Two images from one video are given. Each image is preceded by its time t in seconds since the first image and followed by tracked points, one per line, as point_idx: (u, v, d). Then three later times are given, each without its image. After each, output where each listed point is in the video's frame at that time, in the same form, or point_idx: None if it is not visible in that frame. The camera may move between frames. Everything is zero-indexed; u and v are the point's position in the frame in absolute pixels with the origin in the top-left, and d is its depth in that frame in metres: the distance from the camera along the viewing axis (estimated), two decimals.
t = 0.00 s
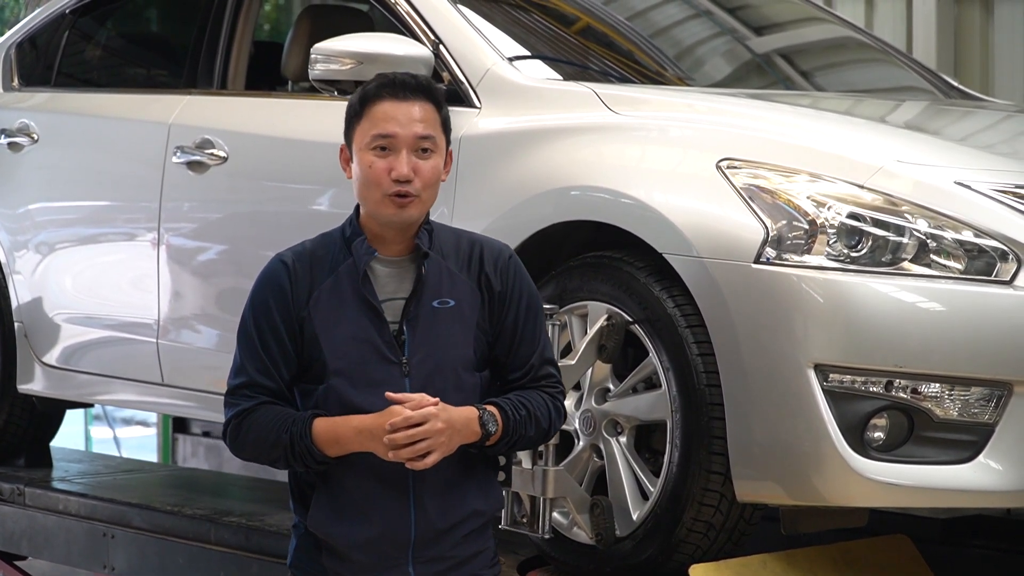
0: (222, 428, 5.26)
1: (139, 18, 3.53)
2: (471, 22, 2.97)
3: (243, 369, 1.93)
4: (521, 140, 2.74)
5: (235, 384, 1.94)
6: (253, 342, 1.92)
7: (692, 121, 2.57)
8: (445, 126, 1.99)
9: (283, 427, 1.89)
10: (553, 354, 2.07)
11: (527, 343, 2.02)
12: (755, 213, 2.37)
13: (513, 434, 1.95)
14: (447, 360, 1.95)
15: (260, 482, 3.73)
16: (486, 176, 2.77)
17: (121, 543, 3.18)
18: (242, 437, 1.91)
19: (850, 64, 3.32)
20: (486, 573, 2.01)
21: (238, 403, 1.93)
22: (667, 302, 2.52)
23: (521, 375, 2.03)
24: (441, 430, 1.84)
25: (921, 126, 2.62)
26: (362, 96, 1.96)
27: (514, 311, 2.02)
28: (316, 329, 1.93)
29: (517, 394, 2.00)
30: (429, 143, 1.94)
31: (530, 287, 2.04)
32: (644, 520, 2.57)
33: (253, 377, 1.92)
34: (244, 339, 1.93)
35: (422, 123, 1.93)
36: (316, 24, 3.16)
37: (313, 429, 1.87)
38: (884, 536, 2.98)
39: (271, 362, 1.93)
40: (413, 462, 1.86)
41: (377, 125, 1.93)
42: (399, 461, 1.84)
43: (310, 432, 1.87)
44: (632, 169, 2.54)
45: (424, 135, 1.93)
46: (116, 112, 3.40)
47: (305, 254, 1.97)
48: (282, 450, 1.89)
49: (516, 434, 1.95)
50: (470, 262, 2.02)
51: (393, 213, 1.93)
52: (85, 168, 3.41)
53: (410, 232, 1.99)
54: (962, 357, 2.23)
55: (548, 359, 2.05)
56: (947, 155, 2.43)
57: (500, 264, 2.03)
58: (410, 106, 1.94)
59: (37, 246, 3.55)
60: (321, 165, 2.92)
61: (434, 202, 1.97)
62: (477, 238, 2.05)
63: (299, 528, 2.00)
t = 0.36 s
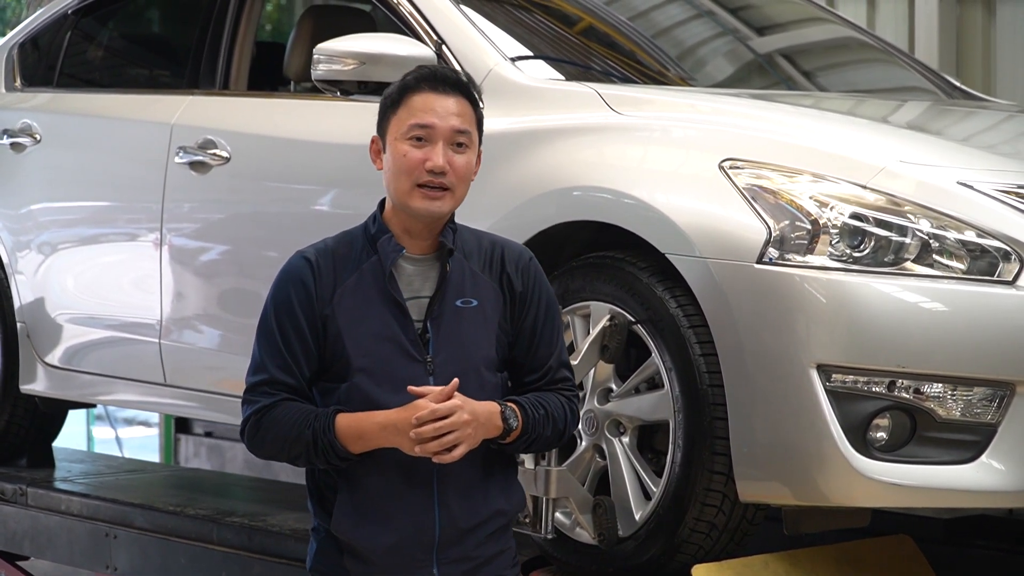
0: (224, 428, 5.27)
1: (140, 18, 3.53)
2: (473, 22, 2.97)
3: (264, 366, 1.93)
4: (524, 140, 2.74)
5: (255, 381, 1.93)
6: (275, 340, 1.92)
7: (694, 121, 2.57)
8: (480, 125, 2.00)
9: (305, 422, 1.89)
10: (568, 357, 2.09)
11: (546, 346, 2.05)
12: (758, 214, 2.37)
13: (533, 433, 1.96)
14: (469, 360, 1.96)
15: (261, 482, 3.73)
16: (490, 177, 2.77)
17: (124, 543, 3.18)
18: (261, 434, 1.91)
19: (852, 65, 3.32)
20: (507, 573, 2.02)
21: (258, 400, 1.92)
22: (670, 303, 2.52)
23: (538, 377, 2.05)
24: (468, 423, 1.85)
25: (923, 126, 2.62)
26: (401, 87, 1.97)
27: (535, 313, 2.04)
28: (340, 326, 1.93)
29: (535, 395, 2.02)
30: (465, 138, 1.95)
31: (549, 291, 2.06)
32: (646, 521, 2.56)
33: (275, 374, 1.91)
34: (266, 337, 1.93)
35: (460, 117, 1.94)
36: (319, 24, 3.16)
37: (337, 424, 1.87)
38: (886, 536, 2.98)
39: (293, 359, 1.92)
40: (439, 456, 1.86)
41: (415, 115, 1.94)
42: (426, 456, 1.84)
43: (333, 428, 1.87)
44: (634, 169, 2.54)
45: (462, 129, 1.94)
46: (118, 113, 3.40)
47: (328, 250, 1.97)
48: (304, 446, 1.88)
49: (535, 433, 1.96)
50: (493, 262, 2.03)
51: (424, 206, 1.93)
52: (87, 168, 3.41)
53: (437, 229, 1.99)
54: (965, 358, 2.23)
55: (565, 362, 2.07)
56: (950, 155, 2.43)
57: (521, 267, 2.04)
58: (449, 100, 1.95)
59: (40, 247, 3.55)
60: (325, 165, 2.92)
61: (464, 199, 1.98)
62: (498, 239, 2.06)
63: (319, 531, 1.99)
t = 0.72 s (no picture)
0: (223, 428, 5.27)
1: (139, 19, 3.53)
2: (472, 22, 2.97)
3: (272, 367, 1.92)
4: (523, 141, 2.74)
5: (263, 382, 1.93)
6: (283, 340, 1.91)
7: (693, 121, 2.57)
8: (484, 125, 2.00)
9: (315, 426, 1.88)
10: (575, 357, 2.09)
11: (555, 344, 2.05)
12: (757, 214, 2.37)
13: (543, 435, 1.96)
14: (477, 359, 1.96)
15: (260, 483, 3.73)
16: (490, 177, 2.77)
17: (123, 545, 3.18)
18: (271, 437, 1.90)
19: (852, 65, 3.32)
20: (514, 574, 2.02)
21: (267, 402, 1.92)
22: (669, 304, 2.52)
23: (548, 376, 2.05)
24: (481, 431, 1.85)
25: (922, 126, 2.62)
26: (404, 89, 1.97)
27: (544, 312, 2.04)
28: (348, 325, 1.93)
29: (545, 394, 2.02)
30: (470, 138, 1.95)
31: (557, 290, 2.06)
32: (645, 522, 2.56)
33: (282, 375, 1.91)
34: (274, 338, 1.92)
35: (464, 118, 1.94)
36: (317, 25, 3.16)
37: (347, 428, 1.87)
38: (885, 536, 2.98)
39: (301, 360, 1.92)
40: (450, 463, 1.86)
41: (419, 117, 1.94)
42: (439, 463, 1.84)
43: (344, 432, 1.87)
44: (633, 170, 2.54)
45: (466, 129, 1.94)
46: (117, 114, 3.40)
47: (335, 250, 1.97)
48: (315, 450, 1.88)
49: (545, 435, 1.96)
50: (500, 262, 2.03)
51: (430, 207, 1.93)
52: (85, 169, 3.41)
53: (443, 229, 1.99)
54: (964, 358, 2.23)
55: (573, 361, 2.07)
56: (949, 156, 2.43)
57: (529, 266, 2.05)
58: (452, 101, 1.95)
59: (38, 248, 3.55)
60: (324, 166, 2.92)
61: (469, 199, 1.98)
62: (505, 239, 2.07)
63: (327, 533, 2.00)
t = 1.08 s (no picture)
0: (224, 429, 5.27)
1: (139, 20, 3.53)
2: (472, 23, 2.97)
3: (268, 367, 1.94)
4: (523, 142, 2.74)
5: (259, 382, 1.95)
6: (278, 341, 1.93)
7: (693, 122, 2.58)
8: (470, 129, 1.98)
9: (305, 423, 1.88)
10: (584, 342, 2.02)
11: (558, 324, 1.99)
12: (757, 215, 2.37)
13: (560, 383, 1.89)
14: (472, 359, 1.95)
15: (259, 484, 3.73)
16: (489, 178, 2.77)
17: (123, 545, 3.18)
18: (266, 435, 1.91)
19: (852, 65, 3.32)
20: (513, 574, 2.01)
21: (262, 401, 1.93)
22: (668, 304, 2.52)
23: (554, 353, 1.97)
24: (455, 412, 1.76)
25: (922, 127, 2.62)
26: (385, 103, 1.96)
27: (543, 298, 2.00)
28: (342, 326, 1.94)
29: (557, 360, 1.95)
30: (454, 148, 1.94)
31: (558, 277, 2.02)
32: (645, 522, 2.56)
33: (276, 375, 1.92)
34: (270, 339, 1.94)
35: (446, 129, 1.93)
36: (317, 26, 3.16)
37: (333, 424, 1.85)
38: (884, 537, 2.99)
39: (296, 361, 1.94)
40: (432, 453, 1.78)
41: (400, 133, 1.93)
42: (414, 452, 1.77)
43: (331, 428, 1.85)
44: (633, 171, 2.54)
45: (449, 141, 1.93)
46: (117, 115, 3.40)
47: (332, 252, 1.99)
48: (303, 446, 1.87)
49: (562, 384, 1.89)
50: (496, 257, 2.02)
51: (420, 220, 1.94)
52: (85, 170, 3.41)
53: (437, 234, 1.99)
54: (964, 359, 2.23)
55: (580, 342, 1.99)
56: (949, 157, 2.42)
57: (525, 256, 2.02)
58: (434, 112, 1.94)
59: (39, 249, 3.55)
60: (324, 166, 2.92)
61: (461, 205, 1.98)
62: (501, 234, 2.04)
63: (327, 530, 2.02)
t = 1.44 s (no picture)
0: (225, 430, 5.27)
1: (140, 21, 3.53)
2: (473, 25, 2.97)
3: (260, 368, 1.97)
4: (524, 144, 2.74)
5: (253, 382, 1.98)
6: (270, 342, 1.96)
7: (694, 123, 2.57)
8: (452, 122, 1.99)
9: (291, 427, 1.91)
10: (576, 355, 2.02)
11: (546, 343, 1.99)
12: (758, 217, 2.37)
13: (523, 437, 1.91)
14: (459, 361, 1.94)
15: (261, 485, 3.73)
16: (490, 179, 2.77)
17: (125, 546, 3.17)
18: (255, 434, 1.95)
19: (852, 67, 3.32)
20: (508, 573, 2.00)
21: (254, 400, 1.96)
22: (670, 305, 2.52)
23: (540, 376, 1.99)
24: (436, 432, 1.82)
25: (923, 129, 2.62)
26: (365, 98, 1.97)
27: (535, 308, 1.99)
28: (330, 327, 1.95)
29: (531, 398, 1.97)
30: (433, 139, 1.94)
31: (552, 286, 2.01)
32: (647, 524, 2.56)
33: (268, 376, 1.95)
34: (263, 340, 1.97)
35: (424, 119, 1.93)
36: (319, 27, 3.16)
37: (316, 430, 1.88)
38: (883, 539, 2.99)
39: (287, 362, 1.96)
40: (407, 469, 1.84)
41: (379, 125, 1.94)
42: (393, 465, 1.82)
43: (315, 433, 1.89)
44: (635, 172, 2.54)
45: (427, 131, 1.93)
46: (119, 116, 3.40)
47: (325, 253, 2.00)
48: (288, 450, 1.91)
49: (525, 438, 1.91)
50: (489, 261, 2.01)
51: (401, 212, 1.94)
52: (87, 172, 3.41)
53: (424, 230, 1.99)
54: (966, 360, 2.23)
55: (569, 358, 2.00)
56: (950, 158, 2.42)
57: (519, 263, 2.01)
58: (411, 103, 1.94)
59: (40, 250, 3.55)
60: (325, 168, 2.92)
61: (445, 198, 1.97)
62: (498, 238, 2.04)
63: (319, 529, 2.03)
